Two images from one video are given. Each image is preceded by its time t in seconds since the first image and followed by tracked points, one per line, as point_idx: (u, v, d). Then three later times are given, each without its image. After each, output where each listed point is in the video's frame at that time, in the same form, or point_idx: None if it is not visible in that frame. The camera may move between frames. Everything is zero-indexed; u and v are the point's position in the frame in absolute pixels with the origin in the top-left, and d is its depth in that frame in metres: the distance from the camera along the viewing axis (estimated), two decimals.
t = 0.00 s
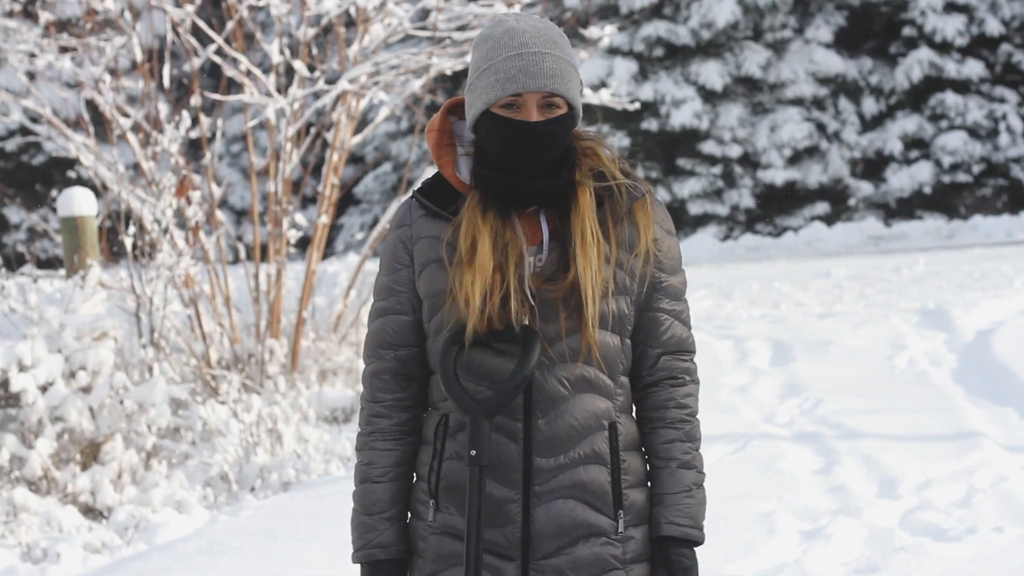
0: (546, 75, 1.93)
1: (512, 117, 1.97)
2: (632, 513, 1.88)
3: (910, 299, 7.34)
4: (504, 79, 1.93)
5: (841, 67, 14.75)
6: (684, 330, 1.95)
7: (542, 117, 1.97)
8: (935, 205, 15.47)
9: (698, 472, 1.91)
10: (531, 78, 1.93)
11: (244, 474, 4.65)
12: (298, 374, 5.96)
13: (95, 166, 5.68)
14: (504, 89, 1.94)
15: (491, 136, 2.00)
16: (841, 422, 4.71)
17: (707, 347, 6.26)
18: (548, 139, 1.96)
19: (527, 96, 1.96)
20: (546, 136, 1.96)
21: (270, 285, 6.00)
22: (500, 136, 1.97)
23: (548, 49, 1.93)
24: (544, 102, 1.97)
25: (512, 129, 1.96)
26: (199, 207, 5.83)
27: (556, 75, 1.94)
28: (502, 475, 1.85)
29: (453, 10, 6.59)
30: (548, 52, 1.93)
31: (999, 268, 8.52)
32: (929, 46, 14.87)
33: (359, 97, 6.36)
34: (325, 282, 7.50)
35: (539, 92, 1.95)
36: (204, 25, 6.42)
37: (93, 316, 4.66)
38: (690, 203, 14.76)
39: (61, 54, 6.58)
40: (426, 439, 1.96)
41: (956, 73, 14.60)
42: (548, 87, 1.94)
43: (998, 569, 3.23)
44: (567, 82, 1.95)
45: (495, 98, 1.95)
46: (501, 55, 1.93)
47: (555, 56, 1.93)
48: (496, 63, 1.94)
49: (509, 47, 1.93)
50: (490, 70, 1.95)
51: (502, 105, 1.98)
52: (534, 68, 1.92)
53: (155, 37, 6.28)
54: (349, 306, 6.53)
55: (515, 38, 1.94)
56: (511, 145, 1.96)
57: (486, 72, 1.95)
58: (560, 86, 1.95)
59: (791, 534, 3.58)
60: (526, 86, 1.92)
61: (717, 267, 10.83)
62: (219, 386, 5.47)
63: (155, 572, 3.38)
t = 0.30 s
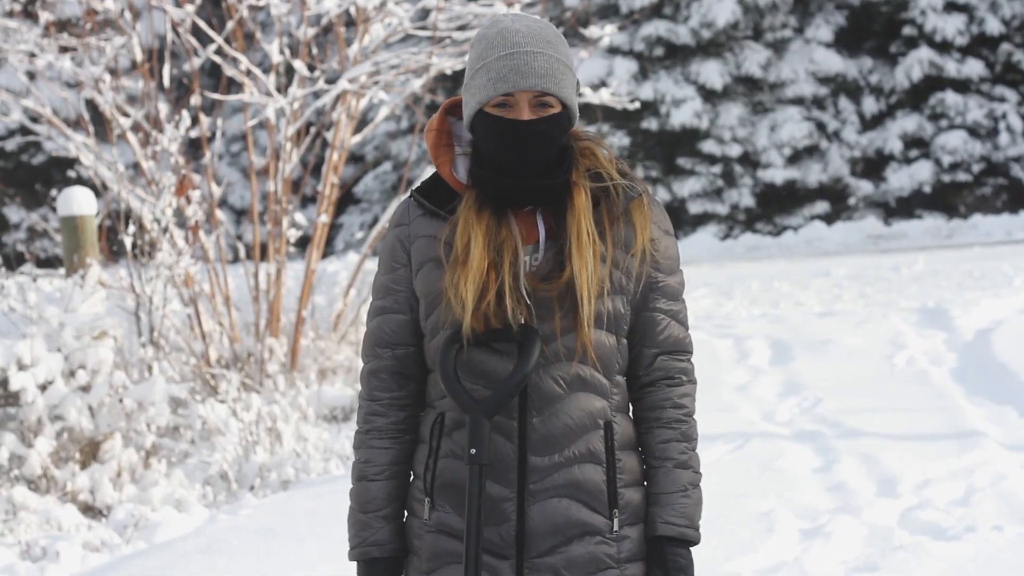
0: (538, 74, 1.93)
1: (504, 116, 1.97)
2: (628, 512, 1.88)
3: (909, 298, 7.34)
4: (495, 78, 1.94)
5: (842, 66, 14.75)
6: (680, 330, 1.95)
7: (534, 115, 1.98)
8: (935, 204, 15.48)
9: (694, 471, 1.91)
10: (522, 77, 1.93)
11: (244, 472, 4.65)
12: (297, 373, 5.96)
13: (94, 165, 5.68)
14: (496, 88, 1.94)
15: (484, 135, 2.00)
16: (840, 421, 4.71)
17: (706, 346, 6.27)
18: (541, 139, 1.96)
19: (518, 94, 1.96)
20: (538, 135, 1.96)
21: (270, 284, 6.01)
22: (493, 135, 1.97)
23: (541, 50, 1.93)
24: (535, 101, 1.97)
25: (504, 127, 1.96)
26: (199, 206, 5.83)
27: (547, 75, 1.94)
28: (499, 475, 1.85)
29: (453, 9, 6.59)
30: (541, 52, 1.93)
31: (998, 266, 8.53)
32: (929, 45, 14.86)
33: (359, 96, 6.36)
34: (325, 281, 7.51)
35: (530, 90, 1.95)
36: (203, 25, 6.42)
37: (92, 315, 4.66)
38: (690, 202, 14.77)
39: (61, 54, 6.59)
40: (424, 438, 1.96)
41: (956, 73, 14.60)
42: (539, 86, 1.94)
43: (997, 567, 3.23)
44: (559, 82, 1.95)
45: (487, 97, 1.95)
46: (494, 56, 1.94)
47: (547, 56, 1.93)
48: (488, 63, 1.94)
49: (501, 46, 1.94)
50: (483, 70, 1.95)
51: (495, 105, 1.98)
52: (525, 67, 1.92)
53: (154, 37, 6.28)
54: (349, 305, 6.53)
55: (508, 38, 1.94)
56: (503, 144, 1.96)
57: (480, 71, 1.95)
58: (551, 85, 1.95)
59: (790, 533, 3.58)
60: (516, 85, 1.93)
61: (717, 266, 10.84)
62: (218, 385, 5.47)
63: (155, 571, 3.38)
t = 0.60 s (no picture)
0: (537, 74, 1.93)
1: (503, 116, 1.97)
2: (628, 515, 1.88)
3: (909, 301, 7.34)
4: (494, 78, 1.94)
5: (841, 68, 14.76)
6: (680, 332, 1.95)
7: (533, 114, 1.98)
8: (934, 207, 15.48)
9: (694, 474, 1.91)
10: (521, 77, 1.93)
11: (243, 474, 4.64)
12: (297, 374, 5.95)
13: (93, 166, 5.68)
14: (494, 88, 1.94)
15: (483, 135, 2.00)
16: (839, 424, 4.71)
17: (705, 348, 6.27)
18: (540, 140, 1.96)
19: (516, 94, 1.96)
20: (537, 136, 1.96)
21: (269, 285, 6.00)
22: (491, 135, 1.97)
23: (539, 48, 1.93)
24: (534, 100, 1.97)
25: (503, 128, 1.96)
26: (198, 207, 5.83)
27: (546, 74, 1.94)
28: (498, 478, 1.85)
29: (453, 10, 6.58)
30: (540, 51, 1.93)
31: (998, 269, 8.53)
32: (929, 47, 14.87)
33: (359, 97, 6.36)
34: (324, 282, 7.50)
35: (529, 90, 1.95)
36: (203, 25, 6.42)
37: (92, 316, 4.66)
38: (690, 204, 14.78)
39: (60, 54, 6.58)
40: (423, 440, 1.96)
41: (956, 75, 14.61)
42: (538, 85, 1.94)
43: (995, 570, 3.23)
44: (557, 81, 1.95)
45: (486, 96, 1.95)
46: (492, 55, 1.94)
47: (546, 55, 1.93)
48: (486, 62, 1.94)
49: (499, 46, 1.94)
50: (481, 70, 1.95)
51: (494, 105, 1.98)
52: (523, 67, 1.92)
53: (154, 37, 6.27)
54: (349, 306, 6.53)
55: (507, 37, 1.94)
56: (502, 144, 1.96)
57: (478, 71, 1.95)
58: (549, 84, 1.95)
59: (789, 536, 3.58)
60: (514, 84, 1.93)
61: (716, 268, 10.83)
62: (218, 386, 5.47)
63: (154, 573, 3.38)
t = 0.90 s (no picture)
0: (533, 76, 1.94)
1: (499, 119, 1.98)
2: (623, 517, 1.89)
3: (904, 304, 7.35)
4: (490, 80, 1.95)
5: (838, 71, 14.78)
6: (675, 335, 1.96)
7: (529, 117, 1.99)
8: (931, 210, 15.50)
9: (689, 476, 1.92)
10: (517, 80, 1.94)
11: (239, 476, 4.65)
12: (293, 376, 5.96)
13: (90, 168, 5.68)
14: (490, 90, 1.95)
15: (479, 137, 2.01)
16: (835, 426, 4.73)
17: (700, 351, 6.27)
18: (535, 142, 1.97)
19: (512, 97, 1.97)
20: (532, 138, 1.97)
21: (266, 287, 6.01)
22: (487, 137, 1.98)
23: (535, 51, 1.94)
24: (530, 103, 1.99)
25: (499, 130, 1.97)
26: (195, 209, 5.84)
27: (542, 77, 1.95)
28: (494, 480, 1.86)
29: (449, 13, 6.59)
30: (536, 54, 1.94)
31: (993, 272, 8.54)
32: (925, 51, 14.90)
33: (355, 100, 6.36)
34: (321, 284, 7.51)
35: (525, 93, 1.96)
36: (199, 28, 6.42)
37: (88, 318, 4.67)
38: (686, 207, 14.79)
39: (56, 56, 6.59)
40: (420, 442, 1.97)
41: (952, 78, 14.64)
42: (534, 88, 1.95)
43: (991, 572, 3.24)
44: (553, 84, 1.96)
45: (482, 99, 1.96)
46: (488, 58, 1.95)
47: (542, 58, 1.94)
48: (482, 66, 1.95)
49: (496, 49, 1.95)
50: (477, 73, 1.96)
51: (490, 107, 1.99)
52: (519, 69, 1.93)
53: (151, 40, 6.28)
54: (345, 309, 6.53)
55: (502, 40, 1.95)
56: (497, 147, 1.97)
57: (474, 73, 1.97)
58: (545, 87, 1.95)
59: (784, 537, 3.59)
60: (510, 87, 1.94)
61: (712, 271, 10.84)
62: (213, 388, 5.47)
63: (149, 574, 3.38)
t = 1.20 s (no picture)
0: (536, 76, 1.93)
1: (502, 118, 1.97)
2: (627, 517, 1.88)
3: (909, 303, 7.34)
4: (493, 80, 1.94)
5: (842, 71, 14.75)
6: (679, 335, 1.95)
7: (532, 117, 1.98)
8: (935, 209, 15.48)
9: (693, 475, 1.91)
10: (520, 79, 1.93)
11: (243, 474, 4.65)
12: (297, 375, 5.95)
13: (94, 167, 5.68)
14: (493, 90, 1.94)
15: (482, 138, 2.00)
16: (840, 426, 4.71)
17: (705, 350, 6.27)
18: (540, 142, 1.96)
19: (516, 97, 1.96)
20: (535, 138, 1.96)
21: (270, 286, 6.01)
22: (490, 137, 1.97)
23: (538, 51, 1.93)
24: (533, 103, 1.97)
25: (502, 131, 1.96)
26: (199, 207, 5.83)
27: (545, 77, 1.94)
28: (497, 481, 1.85)
29: (453, 12, 6.58)
30: (539, 54, 1.93)
31: (998, 272, 8.53)
32: (930, 50, 14.88)
33: (360, 99, 6.36)
34: (325, 283, 7.50)
35: (528, 92, 1.95)
36: (204, 26, 6.42)
37: (92, 317, 4.66)
38: (690, 206, 14.77)
39: (61, 54, 6.58)
40: (423, 442, 1.96)
41: (956, 78, 14.61)
42: (537, 88, 1.94)
43: (996, 572, 3.23)
44: (557, 84, 1.95)
45: (485, 99, 1.95)
46: (491, 58, 1.94)
47: (545, 57, 1.93)
48: (485, 65, 1.94)
49: (498, 49, 1.94)
50: (480, 73, 1.95)
51: (492, 107, 1.98)
52: (522, 69, 1.92)
53: (155, 39, 6.28)
54: (349, 308, 6.53)
55: (505, 40, 1.94)
56: (500, 147, 1.96)
57: (477, 73, 1.96)
58: (549, 86, 1.94)
59: (788, 537, 3.58)
60: (513, 87, 1.93)
61: (717, 270, 10.82)
62: (218, 387, 5.47)
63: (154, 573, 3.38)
